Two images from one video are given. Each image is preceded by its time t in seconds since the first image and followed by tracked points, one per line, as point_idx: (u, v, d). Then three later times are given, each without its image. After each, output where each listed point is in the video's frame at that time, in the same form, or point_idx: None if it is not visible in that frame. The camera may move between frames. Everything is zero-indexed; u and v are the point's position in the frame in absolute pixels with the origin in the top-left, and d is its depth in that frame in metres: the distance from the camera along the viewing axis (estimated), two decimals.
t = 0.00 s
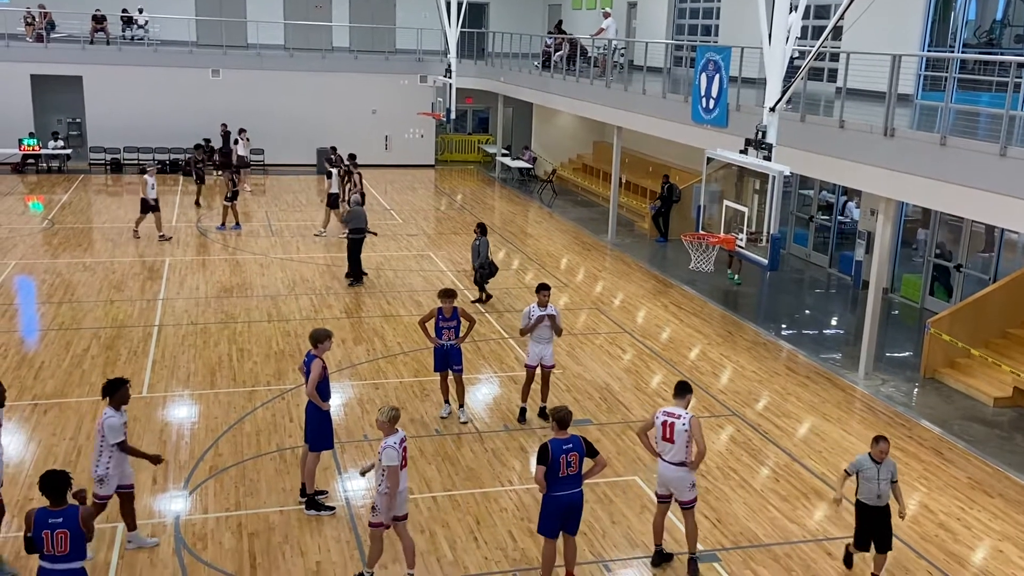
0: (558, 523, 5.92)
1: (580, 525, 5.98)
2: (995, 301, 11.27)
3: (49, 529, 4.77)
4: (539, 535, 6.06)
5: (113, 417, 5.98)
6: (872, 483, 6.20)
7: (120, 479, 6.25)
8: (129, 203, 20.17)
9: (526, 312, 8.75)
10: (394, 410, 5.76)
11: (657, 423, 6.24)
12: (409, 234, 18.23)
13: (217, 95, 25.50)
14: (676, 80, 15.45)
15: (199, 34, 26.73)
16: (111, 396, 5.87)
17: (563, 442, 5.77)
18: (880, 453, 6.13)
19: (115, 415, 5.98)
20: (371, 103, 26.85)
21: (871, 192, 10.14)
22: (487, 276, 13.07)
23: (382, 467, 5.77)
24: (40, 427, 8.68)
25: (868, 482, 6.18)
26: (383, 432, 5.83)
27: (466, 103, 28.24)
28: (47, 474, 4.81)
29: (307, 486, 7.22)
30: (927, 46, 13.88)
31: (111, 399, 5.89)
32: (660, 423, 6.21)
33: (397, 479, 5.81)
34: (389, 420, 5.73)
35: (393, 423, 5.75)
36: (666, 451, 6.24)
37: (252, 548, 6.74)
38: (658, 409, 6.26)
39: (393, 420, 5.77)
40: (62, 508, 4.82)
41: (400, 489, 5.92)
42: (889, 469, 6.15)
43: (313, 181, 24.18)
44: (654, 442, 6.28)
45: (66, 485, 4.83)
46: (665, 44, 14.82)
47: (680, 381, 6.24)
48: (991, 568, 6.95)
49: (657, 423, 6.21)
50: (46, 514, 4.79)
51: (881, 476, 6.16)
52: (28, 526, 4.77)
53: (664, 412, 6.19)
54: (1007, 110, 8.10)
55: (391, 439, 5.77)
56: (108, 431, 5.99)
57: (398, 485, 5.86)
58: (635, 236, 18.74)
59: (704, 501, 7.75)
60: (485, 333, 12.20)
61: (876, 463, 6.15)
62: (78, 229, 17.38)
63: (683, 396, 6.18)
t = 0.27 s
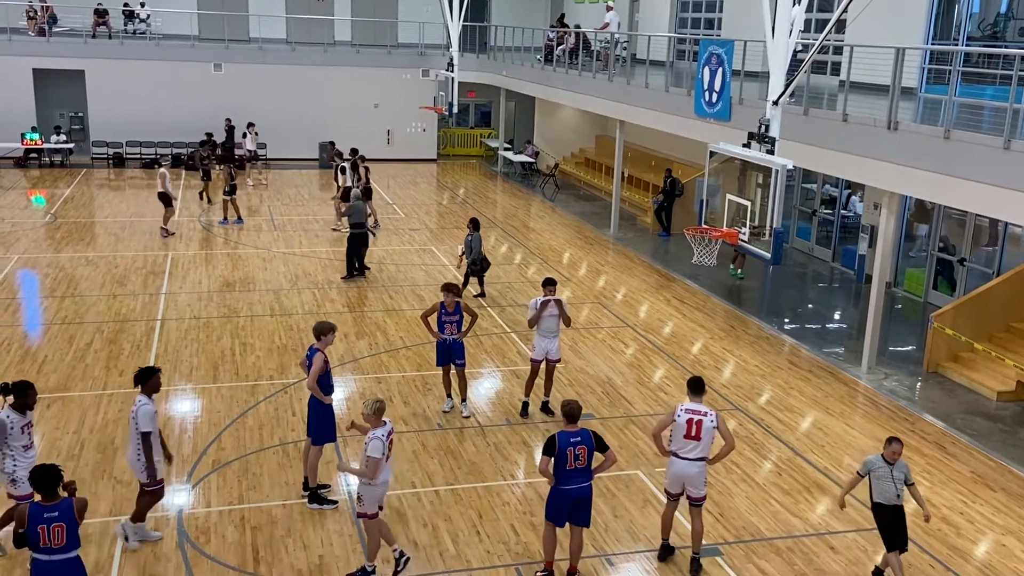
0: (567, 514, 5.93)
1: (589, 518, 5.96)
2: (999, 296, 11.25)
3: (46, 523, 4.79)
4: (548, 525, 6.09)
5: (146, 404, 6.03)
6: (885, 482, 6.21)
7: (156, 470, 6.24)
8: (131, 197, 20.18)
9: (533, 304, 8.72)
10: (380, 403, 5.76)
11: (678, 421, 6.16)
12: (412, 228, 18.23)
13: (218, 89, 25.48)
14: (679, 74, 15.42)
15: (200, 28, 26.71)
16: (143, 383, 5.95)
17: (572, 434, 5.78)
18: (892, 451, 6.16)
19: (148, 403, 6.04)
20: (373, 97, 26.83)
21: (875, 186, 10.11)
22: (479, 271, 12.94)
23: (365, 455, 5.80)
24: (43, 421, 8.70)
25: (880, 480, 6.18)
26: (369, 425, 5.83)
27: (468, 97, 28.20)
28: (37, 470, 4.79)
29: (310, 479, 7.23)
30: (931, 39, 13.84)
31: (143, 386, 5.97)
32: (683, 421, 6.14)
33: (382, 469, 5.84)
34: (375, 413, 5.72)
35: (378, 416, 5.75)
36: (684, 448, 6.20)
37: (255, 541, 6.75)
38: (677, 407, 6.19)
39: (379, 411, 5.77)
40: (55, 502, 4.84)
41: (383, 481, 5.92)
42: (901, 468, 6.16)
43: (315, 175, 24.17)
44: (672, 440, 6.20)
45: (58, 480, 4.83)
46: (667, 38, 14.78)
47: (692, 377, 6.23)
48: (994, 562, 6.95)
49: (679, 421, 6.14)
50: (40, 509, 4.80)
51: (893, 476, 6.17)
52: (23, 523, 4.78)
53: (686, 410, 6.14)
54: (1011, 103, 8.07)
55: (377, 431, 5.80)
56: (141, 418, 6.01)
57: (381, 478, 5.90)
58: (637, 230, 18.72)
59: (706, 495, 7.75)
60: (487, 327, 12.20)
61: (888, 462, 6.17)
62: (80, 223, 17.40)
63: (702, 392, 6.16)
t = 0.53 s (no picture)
0: (570, 506, 5.93)
1: (592, 513, 5.94)
2: (1001, 290, 11.24)
3: (48, 515, 4.82)
4: (553, 519, 6.09)
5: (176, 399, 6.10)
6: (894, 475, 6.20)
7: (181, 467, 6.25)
8: (133, 192, 20.17)
9: (540, 296, 8.70)
10: (367, 393, 5.78)
11: (695, 419, 6.11)
12: (414, 222, 18.21)
13: (220, 83, 25.45)
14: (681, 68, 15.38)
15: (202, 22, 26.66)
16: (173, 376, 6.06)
17: (576, 427, 5.79)
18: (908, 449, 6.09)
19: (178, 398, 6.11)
20: (374, 91, 26.80)
21: (878, 180, 10.10)
22: (470, 268, 12.98)
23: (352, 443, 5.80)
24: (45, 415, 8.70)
25: (890, 475, 6.17)
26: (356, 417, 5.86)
27: (470, 91, 28.14)
28: (32, 465, 4.76)
29: (312, 474, 7.23)
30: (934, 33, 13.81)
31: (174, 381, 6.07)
32: (700, 419, 6.10)
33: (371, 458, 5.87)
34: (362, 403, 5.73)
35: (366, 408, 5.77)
36: (699, 445, 6.17)
37: (257, 536, 6.75)
38: (693, 405, 6.13)
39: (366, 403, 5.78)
40: (53, 493, 4.86)
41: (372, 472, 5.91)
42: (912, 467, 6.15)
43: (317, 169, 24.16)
44: (688, 439, 6.13)
45: (54, 471, 4.83)
46: (669, 31, 14.74)
47: (700, 374, 6.23)
48: (996, 556, 6.95)
49: (696, 419, 6.09)
50: (39, 501, 4.82)
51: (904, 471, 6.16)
52: (24, 518, 4.77)
53: (703, 408, 6.10)
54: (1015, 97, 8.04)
55: (370, 423, 5.84)
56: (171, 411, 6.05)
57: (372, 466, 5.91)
58: (639, 225, 18.70)
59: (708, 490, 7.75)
60: (489, 321, 12.20)
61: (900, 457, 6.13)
62: (82, 218, 17.40)
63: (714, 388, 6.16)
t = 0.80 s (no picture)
0: (571, 501, 5.94)
1: (593, 508, 5.94)
2: (1001, 285, 11.24)
3: (50, 502, 4.89)
4: (554, 514, 6.10)
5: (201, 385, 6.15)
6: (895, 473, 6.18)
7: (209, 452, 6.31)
8: (133, 186, 20.16)
9: (545, 290, 8.70)
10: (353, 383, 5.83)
11: (699, 417, 6.07)
12: (414, 217, 18.21)
13: (221, 77, 25.43)
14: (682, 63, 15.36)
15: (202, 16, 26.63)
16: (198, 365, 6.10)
17: (578, 421, 5.80)
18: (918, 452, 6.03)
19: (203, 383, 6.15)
20: (375, 86, 26.78)
21: (878, 175, 10.09)
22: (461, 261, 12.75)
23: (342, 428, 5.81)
24: (47, 410, 8.72)
25: (893, 478, 6.14)
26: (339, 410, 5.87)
27: (471, 86, 28.10)
28: (31, 454, 4.87)
29: (312, 468, 7.25)
30: (935, 28, 13.77)
31: (200, 369, 6.11)
32: (705, 416, 6.07)
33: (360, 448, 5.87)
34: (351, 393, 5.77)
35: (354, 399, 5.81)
36: (702, 441, 6.15)
37: (258, 530, 6.77)
38: (697, 401, 6.09)
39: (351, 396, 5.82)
40: (52, 481, 4.95)
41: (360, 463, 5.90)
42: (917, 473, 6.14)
43: (317, 164, 24.15)
44: (693, 436, 6.10)
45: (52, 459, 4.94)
46: (670, 26, 14.73)
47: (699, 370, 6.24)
48: (996, 551, 6.96)
49: (701, 416, 6.06)
50: (40, 489, 4.88)
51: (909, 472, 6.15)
52: (26, 506, 4.82)
53: (708, 404, 6.07)
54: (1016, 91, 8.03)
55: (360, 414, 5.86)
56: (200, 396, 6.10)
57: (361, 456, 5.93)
58: (640, 220, 18.70)
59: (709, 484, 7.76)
60: (490, 316, 12.20)
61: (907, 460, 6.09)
62: (82, 212, 17.39)
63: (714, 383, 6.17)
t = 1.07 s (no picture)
0: (572, 496, 5.95)
1: (594, 504, 5.96)
2: (1001, 280, 11.24)
3: (47, 489, 5.03)
4: (554, 509, 6.11)
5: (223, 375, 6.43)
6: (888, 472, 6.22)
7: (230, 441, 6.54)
8: (133, 181, 20.16)
9: (545, 285, 8.71)
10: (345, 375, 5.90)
11: (693, 414, 6.12)
12: (414, 212, 18.21)
13: (220, 72, 25.41)
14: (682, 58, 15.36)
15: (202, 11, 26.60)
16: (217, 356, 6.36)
17: (579, 417, 5.80)
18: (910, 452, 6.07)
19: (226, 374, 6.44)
20: (375, 80, 26.75)
21: (878, 171, 10.08)
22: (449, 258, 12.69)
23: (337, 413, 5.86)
24: (47, 404, 8.74)
25: (889, 480, 6.15)
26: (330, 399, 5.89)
27: (471, 80, 28.05)
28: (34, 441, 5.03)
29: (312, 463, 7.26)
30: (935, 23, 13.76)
31: (219, 360, 6.39)
32: (699, 412, 6.12)
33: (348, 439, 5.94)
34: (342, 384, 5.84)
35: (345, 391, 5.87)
36: (698, 438, 6.16)
37: (258, 524, 6.78)
38: (690, 398, 6.13)
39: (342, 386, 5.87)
40: (52, 469, 5.10)
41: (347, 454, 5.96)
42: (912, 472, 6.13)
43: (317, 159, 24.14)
44: (689, 433, 6.11)
45: (53, 447, 5.10)
46: (671, 21, 14.72)
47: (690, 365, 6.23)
48: (994, 546, 6.97)
49: (696, 413, 6.11)
50: (39, 476, 5.03)
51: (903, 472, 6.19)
52: (24, 492, 4.95)
53: (701, 400, 6.13)
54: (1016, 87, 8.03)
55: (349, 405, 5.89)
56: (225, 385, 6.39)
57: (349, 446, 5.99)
58: (639, 215, 18.70)
59: (708, 479, 7.78)
60: (490, 311, 12.21)
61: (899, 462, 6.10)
62: (82, 207, 17.40)
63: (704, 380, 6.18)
